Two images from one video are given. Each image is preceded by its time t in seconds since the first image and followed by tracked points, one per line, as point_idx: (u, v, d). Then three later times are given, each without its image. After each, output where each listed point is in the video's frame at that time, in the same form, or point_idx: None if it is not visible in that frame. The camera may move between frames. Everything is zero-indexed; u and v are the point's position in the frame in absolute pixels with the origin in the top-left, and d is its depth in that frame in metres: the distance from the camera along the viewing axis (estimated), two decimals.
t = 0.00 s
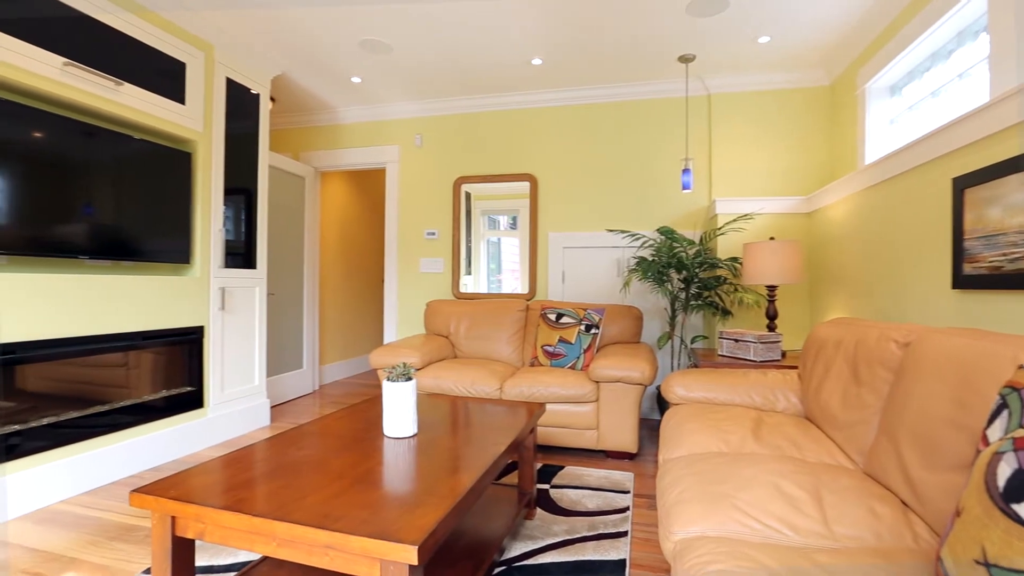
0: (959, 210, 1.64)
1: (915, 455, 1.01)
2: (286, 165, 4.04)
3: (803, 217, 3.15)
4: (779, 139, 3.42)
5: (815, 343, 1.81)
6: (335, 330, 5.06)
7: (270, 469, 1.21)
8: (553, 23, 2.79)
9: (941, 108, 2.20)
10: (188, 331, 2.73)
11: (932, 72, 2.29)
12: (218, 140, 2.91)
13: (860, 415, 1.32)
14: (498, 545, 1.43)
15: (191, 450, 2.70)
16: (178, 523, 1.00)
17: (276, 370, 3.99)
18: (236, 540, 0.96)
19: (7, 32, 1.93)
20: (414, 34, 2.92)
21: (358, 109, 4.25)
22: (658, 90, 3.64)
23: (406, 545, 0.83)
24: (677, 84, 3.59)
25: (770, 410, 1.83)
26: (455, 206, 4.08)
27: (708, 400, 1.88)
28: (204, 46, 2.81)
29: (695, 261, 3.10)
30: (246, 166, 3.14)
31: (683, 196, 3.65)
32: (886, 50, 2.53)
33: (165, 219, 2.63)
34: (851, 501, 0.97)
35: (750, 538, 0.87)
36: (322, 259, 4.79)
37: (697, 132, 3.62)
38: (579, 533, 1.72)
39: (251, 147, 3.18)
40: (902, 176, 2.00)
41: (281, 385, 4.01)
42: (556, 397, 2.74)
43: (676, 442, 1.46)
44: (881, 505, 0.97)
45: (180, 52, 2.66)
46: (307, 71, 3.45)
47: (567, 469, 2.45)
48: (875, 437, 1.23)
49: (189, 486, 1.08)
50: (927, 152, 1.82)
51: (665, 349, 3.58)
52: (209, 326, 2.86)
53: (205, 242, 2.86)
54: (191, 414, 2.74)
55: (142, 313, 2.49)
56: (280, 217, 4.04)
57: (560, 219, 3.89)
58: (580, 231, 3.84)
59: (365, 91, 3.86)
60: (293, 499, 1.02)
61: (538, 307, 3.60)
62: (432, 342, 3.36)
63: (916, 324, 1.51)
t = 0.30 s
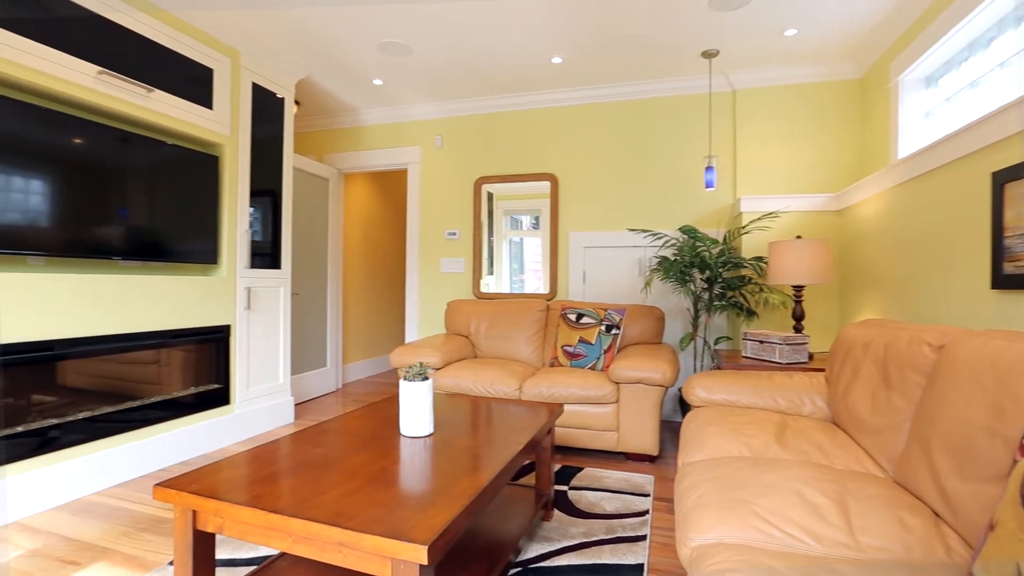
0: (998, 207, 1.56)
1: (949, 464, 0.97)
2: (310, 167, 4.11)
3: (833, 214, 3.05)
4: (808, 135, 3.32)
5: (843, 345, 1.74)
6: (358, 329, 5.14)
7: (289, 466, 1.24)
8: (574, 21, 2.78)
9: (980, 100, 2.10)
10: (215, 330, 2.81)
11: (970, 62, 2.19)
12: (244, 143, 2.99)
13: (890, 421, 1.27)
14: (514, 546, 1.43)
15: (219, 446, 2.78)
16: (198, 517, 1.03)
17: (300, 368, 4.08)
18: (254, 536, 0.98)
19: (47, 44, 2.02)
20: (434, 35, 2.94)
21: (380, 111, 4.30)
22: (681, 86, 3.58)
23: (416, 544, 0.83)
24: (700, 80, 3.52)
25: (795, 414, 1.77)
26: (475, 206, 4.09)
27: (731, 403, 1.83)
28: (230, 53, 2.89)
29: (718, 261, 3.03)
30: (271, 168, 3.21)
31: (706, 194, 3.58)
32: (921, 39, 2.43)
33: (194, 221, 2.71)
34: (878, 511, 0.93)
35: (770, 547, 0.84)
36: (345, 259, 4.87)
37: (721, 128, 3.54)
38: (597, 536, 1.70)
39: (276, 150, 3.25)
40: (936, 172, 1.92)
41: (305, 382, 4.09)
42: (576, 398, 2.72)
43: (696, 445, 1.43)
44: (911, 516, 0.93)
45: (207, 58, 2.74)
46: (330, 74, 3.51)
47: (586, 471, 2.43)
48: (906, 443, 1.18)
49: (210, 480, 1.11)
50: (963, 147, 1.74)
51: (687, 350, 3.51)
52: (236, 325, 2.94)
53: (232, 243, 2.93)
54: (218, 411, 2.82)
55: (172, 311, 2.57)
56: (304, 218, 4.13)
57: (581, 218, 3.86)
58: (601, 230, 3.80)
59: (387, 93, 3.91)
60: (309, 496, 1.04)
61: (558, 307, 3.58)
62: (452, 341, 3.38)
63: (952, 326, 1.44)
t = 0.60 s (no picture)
0: None
1: (985, 473, 0.92)
2: (334, 169, 4.19)
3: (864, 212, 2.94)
4: (837, 130, 3.21)
5: (873, 347, 1.68)
6: (381, 328, 5.21)
7: (307, 462, 1.26)
8: (595, 19, 2.76)
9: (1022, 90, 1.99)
10: (241, 329, 2.88)
11: (1012, 49, 2.07)
12: (269, 146, 3.06)
13: (922, 427, 1.21)
14: (530, 547, 1.42)
15: (244, 442, 2.85)
16: (218, 511, 1.06)
17: (324, 367, 4.15)
18: (270, 531, 1.00)
19: (84, 54, 2.12)
20: (455, 36, 2.96)
21: (402, 112, 4.35)
22: (704, 82, 3.52)
23: (427, 544, 0.84)
24: (724, 76, 3.45)
25: (822, 419, 1.72)
26: (496, 206, 4.10)
27: (754, 406, 1.79)
28: (256, 58, 2.96)
29: (743, 260, 2.96)
30: (295, 170, 3.28)
31: (731, 192, 3.50)
32: (959, 28, 2.32)
33: (222, 222, 2.79)
34: (907, 521, 0.89)
35: (791, 557, 0.82)
36: (369, 259, 4.94)
37: (747, 125, 3.46)
38: (615, 539, 1.68)
39: (300, 152, 3.32)
40: (972, 168, 1.84)
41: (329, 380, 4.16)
42: (595, 399, 2.69)
43: (717, 449, 1.40)
44: (943, 527, 0.88)
45: (234, 64, 2.81)
46: (353, 77, 3.57)
47: (605, 473, 2.41)
48: (939, 451, 1.13)
49: (230, 475, 1.13)
50: (999, 141, 1.66)
51: (711, 352, 3.44)
52: (261, 324, 3.01)
53: (258, 244, 3.00)
54: (244, 408, 2.89)
55: (201, 310, 2.65)
56: (328, 219, 4.20)
57: (602, 217, 3.82)
58: (622, 229, 3.76)
59: (409, 94, 3.95)
60: (324, 493, 1.06)
61: (579, 307, 3.55)
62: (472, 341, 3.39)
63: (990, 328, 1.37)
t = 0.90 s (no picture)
0: None
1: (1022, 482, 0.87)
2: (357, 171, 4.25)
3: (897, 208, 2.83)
4: (869, 124, 3.10)
5: (905, 349, 1.62)
6: (404, 328, 5.26)
7: (325, 460, 1.28)
8: (617, 16, 2.73)
9: None
10: (266, 327, 2.95)
11: None
12: (294, 149, 3.12)
13: (956, 432, 1.16)
14: (546, 548, 1.41)
15: (270, 438, 2.92)
16: (238, 506, 1.08)
17: (347, 366, 4.22)
18: (287, 526, 1.02)
19: (117, 62, 2.20)
20: (475, 37, 2.97)
21: (423, 113, 4.39)
22: (728, 78, 3.44)
23: (437, 544, 0.84)
24: (749, 71, 3.37)
25: (850, 423, 1.66)
26: (517, 206, 4.10)
27: (778, 409, 1.74)
28: (281, 63, 3.03)
29: (768, 259, 2.88)
30: (319, 172, 3.34)
31: (756, 190, 3.41)
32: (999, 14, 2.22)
33: (249, 224, 2.86)
34: (936, 532, 0.86)
35: (812, 565, 0.79)
36: (391, 259, 5.00)
37: (773, 120, 3.37)
38: (633, 543, 1.66)
39: (324, 155, 3.38)
40: (1007, 163, 1.77)
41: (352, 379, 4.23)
42: (616, 400, 2.66)
43: (738, 453, 1.37)
44: (975, 539, 0.84)
45: (260, 69, 2.88)
46: (375, 79, 3.62)
47: (625, 475, 2.38)
48: (974, 458, 1.08)
49: (249, 471, 1.16)
50: None
51: (735, 353, 3.37)
52: (286, 323, 3.08)
53: (283, 245, 3.07)
54: (269, 405, 2.96)
55: (228, 310, 2.72)
56: (351, 220, 4.27)
57: (623, 217, 3.78)
58: (644, 229, 3.72)
59: (430, 95, 3.98)
60: (339, 490, 1.07)
61: (600, 307, 3.53)
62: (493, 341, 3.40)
63: None
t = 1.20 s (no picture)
0: None
1: None
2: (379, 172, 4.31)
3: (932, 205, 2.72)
4: (903, 118, 2.98)
5: (939, 352, 1.55)
6: (426, 328, 5.31)
7: (341, 458, 1.30)
8: (637, 13, 2.70)
9: None
10: (291, 327, 3.01)
11: None
12: (317, 151, 3.18)
13: (993, 440, 1.11)
14: (562, 549, 1.40)
15: (294, 435, 2.98)
16: (257, 502, 1.11)
17: (370, 365, 4.29)
18: (303, 522, 1.04)
19: (149, 71, 2.29)
20: (495, 37, 2.98)
21: (445, 114, 4.42)
22: (753, 73, 3.37)
23: (448, 543, 0.85)
24: (775, 65, 3.29)
25: (880, 428, 1.60)
26: (538, 206, 4.09)
27: (803, 412, 1.70)
28: (304, 67, 3.08)
29: (795, 259, 2.80)
30: (342, 174, 3.40)
31: (783, 187, 3.33)
32: None
33: (275, 226, 2.93)
34: (967, 543, 0.82)
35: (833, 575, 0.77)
36: (414, 259, 5.06)
37: (800, 116, 3.28)
38: (652, 546, 1.63)
39: (347, 157, 3.43)
40: None
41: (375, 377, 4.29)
42: (636, 401, 2.63)
43: (760, 457, 1.33)
44: (1010, 551, 0.80)
45: (284, 74, 2.95)
46: (396, 81, 3.66)
47: (645, 477, 2.35)
48: (1011, 468, 1.03)
49: (269, 468, 1.19)
50: None
51: (760, 355, 3.29)
52: (310, 322, 3.14)
53: (307, 246, 3.13)
54: (293, 403, 3.02)
55: (254, 309, 2.79)
56: (374, 221, 4.33)
57: (645, 216, 3.73)
58: (666, 228, 3.66)
59: (451, 96, 4.00)
60: (354, 487, 1.09)
61: (621, 307, 3.49)
62: (513, 341, 3.40)
63: None
